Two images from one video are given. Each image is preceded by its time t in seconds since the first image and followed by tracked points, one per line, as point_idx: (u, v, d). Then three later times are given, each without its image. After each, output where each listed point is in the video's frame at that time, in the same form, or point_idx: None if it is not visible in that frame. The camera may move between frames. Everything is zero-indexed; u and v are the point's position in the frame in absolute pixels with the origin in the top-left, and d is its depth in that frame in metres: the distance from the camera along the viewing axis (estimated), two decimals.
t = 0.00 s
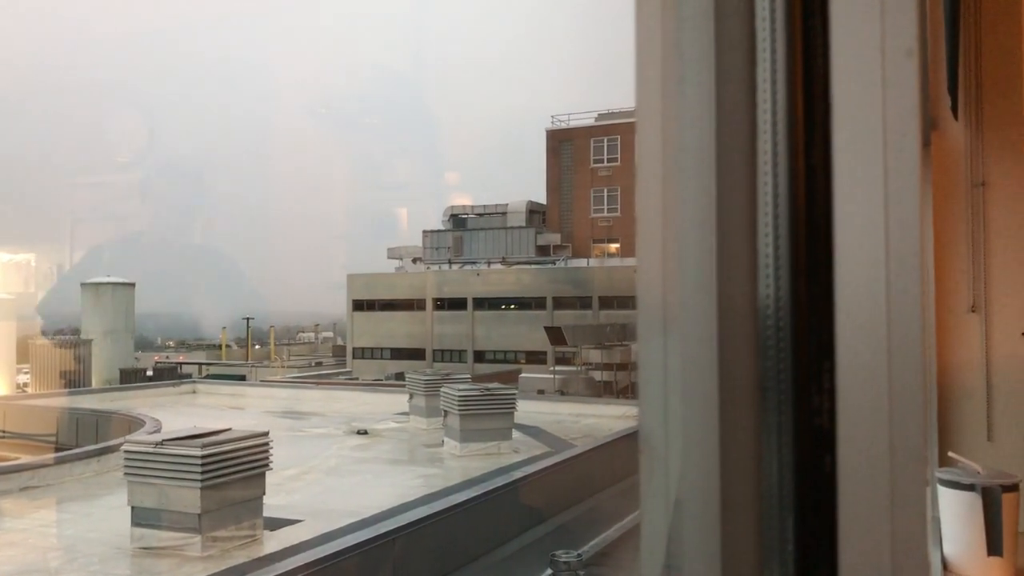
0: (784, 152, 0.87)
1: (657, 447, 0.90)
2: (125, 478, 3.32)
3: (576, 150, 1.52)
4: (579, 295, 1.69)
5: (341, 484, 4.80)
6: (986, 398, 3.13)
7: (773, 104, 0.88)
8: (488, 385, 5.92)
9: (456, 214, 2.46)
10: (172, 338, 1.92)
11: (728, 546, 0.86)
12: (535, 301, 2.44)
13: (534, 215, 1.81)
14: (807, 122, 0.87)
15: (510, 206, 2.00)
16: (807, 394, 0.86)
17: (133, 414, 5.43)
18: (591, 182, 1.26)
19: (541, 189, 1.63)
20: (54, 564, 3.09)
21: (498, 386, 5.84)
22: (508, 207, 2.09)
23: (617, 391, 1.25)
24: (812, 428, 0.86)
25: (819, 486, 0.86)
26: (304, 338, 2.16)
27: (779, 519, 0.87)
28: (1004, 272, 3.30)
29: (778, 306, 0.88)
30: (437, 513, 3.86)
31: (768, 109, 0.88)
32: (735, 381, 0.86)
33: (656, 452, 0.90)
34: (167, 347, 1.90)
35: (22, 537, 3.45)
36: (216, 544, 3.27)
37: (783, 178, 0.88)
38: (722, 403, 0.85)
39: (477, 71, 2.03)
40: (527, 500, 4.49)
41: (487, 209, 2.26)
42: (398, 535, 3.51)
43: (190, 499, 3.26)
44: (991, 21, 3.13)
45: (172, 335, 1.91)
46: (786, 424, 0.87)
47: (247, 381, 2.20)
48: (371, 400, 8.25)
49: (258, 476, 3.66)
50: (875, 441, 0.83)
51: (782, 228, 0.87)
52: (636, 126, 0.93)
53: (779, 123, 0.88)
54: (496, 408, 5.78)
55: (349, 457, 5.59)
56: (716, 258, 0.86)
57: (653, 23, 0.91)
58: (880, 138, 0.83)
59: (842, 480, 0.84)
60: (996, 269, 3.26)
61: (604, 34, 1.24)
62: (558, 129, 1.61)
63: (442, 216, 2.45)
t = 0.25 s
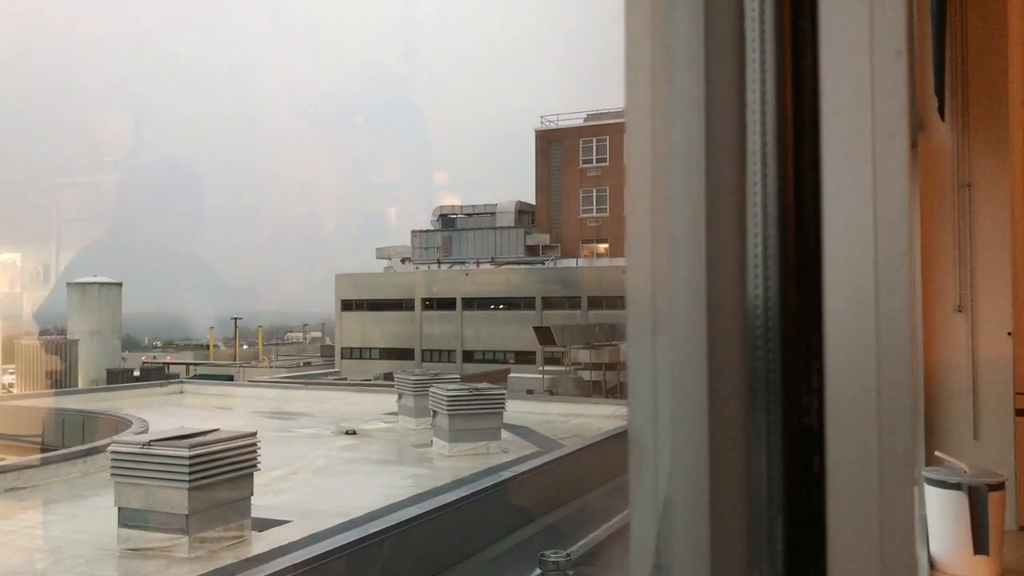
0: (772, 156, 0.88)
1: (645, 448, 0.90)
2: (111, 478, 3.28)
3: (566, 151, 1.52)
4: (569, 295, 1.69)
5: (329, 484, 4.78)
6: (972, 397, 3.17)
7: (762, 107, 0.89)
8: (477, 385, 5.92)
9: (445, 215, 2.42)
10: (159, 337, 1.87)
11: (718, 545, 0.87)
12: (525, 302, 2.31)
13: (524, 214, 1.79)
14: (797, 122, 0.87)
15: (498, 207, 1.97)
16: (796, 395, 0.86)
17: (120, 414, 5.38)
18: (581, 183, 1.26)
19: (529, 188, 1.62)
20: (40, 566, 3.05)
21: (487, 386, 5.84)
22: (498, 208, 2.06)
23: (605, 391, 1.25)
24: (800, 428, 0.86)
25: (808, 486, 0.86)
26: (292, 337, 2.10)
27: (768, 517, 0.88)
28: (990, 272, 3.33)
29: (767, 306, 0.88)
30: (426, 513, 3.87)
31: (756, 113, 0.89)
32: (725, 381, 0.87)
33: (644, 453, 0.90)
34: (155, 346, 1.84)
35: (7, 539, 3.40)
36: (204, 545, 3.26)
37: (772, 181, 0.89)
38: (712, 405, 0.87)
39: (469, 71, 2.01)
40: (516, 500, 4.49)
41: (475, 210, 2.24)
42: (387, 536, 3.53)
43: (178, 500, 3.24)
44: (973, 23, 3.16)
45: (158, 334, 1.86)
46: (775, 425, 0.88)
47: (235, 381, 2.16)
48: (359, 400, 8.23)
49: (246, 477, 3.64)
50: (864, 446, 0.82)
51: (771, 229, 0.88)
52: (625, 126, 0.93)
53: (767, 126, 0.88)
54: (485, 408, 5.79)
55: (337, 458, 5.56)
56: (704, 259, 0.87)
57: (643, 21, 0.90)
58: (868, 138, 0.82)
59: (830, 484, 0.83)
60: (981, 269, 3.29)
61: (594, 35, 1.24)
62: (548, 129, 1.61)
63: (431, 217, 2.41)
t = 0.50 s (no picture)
0: (761, 155, 0.88)
1: (633, 447, 0.90)
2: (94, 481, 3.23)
3: (553, 151, 1.52)
4: (556, 295, 1.69)
5: (316, 486, 4.76)
6: (956, 397, 3.19)
7: (751, 106, 0.89)
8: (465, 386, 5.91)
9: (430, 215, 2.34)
10: (144, 338, 1.83)
11: (705, 543, 0.87)
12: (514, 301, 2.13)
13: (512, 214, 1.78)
14: (785, 121, 0.88)
15: (485, 206, 1.95)
16: (784, 394, 0.86)
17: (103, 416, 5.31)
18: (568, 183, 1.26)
19: (517, 188, 1.61)
20: (22, 569, 3.00)
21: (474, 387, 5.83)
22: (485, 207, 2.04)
23: (593, 391, 1.25)
24: (788, 427, 0.86)
25: (796, 485, 0.86)
26: (281, 339, 2.05)
27: (756, 515, 0.88)
28: (973, 271, 3.34)
29: (755, 305, 0.88)
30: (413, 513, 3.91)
31: (745, 113, 0.89)
32: (713, 380, 0.88)
33: (632, 453, 0.90)
34: (140, 347, 1.79)
35: None
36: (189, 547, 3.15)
37: (760, 180, 0.89)
38: (699, 404, 0.87)
39: (456, 73, 2.01)
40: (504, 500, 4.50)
41: (462, 210, 2.18)
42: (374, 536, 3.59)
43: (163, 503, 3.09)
44: (953, 22, 3.18)
45: (142, 334, 1.82)
46: (763, 424, 0.88)
47: (219, 384, 2.06)
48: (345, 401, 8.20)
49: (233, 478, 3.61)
50: (853, 445, 0.81)
51: (758, 227, 0.88)
52: (613, 126, 0.93)
53: (756, 124, 0.88)
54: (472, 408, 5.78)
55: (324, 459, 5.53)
56: (692, 259, 0.87)
57: (631, 20, 0.90)
58: (856, 137, 0.82)
59: (820, 483, 0.83)
60: (965, 269, 3.31)
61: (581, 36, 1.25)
62: (536, 130, 1.61)
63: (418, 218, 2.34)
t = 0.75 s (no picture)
0: (750, 157, 0.89)
1: (622, 448, 0.88)
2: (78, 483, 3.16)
3: (543, 151, 1.51)
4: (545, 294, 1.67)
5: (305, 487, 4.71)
6: (943, 400, 3.23)
7: (739, 109, 0.89)
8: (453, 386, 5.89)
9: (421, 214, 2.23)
10: (131, 338, 1.82)
11: (695, 543, 0.87)
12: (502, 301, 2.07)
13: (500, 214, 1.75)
14: (773, 123, 0.89)
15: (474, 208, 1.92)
16: (773, 393, 0.87)
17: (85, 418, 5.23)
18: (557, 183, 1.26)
19: (506, 188, 1.60)
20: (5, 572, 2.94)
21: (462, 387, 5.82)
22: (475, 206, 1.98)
23: (582, 391, 1.25)
24: (777, 426, 0.88)
25: (785, 483, 0.87)
26: (268, 339, 2.04)
27: (745, 513, 0.89)
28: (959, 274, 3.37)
29: (744, 306, 0.89)
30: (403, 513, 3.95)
31: (734, 116, 0.90)
32: (703, 382, 0.87)
33: (621, 454, 0.88)
34: (127, 347, 1.77)
35: None
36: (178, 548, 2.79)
37: (749, 183, 0.89)
38: (688, 406, 0.86)
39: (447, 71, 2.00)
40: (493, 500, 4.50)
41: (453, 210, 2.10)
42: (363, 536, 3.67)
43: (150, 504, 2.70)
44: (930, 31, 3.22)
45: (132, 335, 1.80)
46: (752, 423, 0.89)
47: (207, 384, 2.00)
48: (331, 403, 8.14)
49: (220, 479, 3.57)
50: (841, 448, 0.82)
51: (747, 228, 0.89)
52: (602, 128, 0.92)
53: (745, 127, 0.89)
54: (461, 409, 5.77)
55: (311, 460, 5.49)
56: (682, 261, 0.87)
57: (621, 19, 0.89)
58: (843, 141, 0.82)
59: (807, 485, 0.84)
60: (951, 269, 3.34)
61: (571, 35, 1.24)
62: (525, 130, 1.60)
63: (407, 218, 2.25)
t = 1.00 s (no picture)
0: (738, 157, 0.89)
1: (610, 446, 0.88)
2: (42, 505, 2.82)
3: (532, 150, 1.50)
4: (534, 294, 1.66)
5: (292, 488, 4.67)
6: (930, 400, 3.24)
7: (728, 110, 0.89)
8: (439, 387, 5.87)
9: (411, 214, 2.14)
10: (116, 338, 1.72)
11: (682, 544, 0.87)
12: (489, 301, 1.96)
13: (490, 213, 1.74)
14: (762, 123, 0.88)
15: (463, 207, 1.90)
16: (760, 393, 0.87)
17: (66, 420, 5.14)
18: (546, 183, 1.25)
19: (495, 187, 1.59)
20: None
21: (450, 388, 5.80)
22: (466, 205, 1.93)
23: (570, 392, 1.24)
24: (766, 426, 0.87)
25: (772, 483, 0.87)
26: (256, 339, 1.99)
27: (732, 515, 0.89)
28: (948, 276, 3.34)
29: (732, 305, 0.89)
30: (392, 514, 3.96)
31: (722, 117, 0.90)
32: (691, 382, 0.87)
33: (609, 454, 0.88)
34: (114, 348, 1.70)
35: None
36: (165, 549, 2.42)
37: (738, 183, 0.89)
38: (677, 406, 0.86)
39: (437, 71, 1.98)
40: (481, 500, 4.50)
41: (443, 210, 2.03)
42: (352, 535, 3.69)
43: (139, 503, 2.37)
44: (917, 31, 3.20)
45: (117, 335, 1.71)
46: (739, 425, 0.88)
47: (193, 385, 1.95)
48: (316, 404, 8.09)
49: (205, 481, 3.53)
50: (828, 446, 0.83)
51: (735, 227, 0.89)
52: (590, 128, 0.92)
53: (733, 127, 0.89)
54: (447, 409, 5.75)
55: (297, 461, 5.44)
56: (671, 260, 0.86)
57: (610, 19, 0.89)
58: (831, 140, 0.83)
59: (794, 483, 0.85)
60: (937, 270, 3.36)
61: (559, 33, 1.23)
62: (513, 130, 1.58)
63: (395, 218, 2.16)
